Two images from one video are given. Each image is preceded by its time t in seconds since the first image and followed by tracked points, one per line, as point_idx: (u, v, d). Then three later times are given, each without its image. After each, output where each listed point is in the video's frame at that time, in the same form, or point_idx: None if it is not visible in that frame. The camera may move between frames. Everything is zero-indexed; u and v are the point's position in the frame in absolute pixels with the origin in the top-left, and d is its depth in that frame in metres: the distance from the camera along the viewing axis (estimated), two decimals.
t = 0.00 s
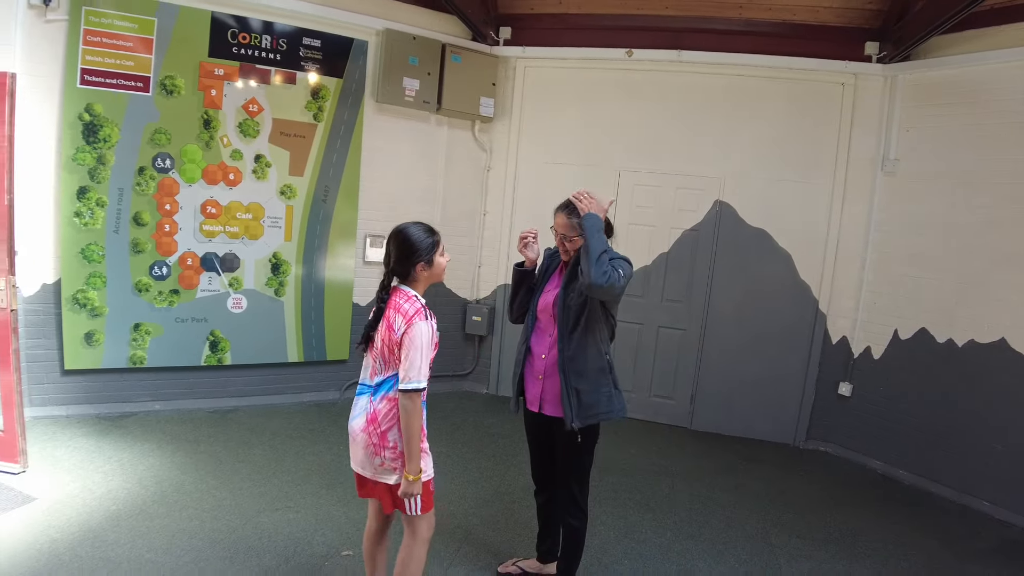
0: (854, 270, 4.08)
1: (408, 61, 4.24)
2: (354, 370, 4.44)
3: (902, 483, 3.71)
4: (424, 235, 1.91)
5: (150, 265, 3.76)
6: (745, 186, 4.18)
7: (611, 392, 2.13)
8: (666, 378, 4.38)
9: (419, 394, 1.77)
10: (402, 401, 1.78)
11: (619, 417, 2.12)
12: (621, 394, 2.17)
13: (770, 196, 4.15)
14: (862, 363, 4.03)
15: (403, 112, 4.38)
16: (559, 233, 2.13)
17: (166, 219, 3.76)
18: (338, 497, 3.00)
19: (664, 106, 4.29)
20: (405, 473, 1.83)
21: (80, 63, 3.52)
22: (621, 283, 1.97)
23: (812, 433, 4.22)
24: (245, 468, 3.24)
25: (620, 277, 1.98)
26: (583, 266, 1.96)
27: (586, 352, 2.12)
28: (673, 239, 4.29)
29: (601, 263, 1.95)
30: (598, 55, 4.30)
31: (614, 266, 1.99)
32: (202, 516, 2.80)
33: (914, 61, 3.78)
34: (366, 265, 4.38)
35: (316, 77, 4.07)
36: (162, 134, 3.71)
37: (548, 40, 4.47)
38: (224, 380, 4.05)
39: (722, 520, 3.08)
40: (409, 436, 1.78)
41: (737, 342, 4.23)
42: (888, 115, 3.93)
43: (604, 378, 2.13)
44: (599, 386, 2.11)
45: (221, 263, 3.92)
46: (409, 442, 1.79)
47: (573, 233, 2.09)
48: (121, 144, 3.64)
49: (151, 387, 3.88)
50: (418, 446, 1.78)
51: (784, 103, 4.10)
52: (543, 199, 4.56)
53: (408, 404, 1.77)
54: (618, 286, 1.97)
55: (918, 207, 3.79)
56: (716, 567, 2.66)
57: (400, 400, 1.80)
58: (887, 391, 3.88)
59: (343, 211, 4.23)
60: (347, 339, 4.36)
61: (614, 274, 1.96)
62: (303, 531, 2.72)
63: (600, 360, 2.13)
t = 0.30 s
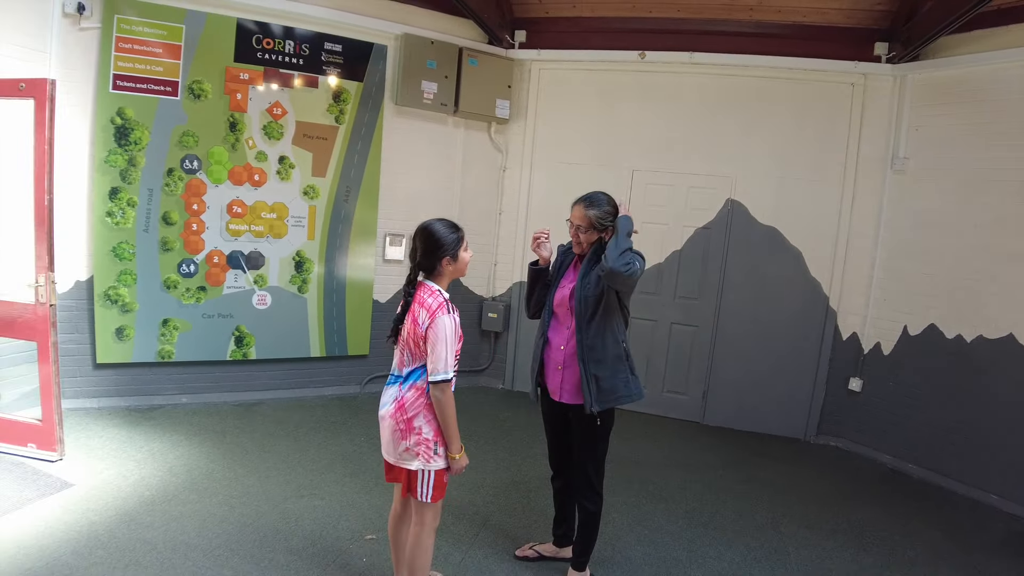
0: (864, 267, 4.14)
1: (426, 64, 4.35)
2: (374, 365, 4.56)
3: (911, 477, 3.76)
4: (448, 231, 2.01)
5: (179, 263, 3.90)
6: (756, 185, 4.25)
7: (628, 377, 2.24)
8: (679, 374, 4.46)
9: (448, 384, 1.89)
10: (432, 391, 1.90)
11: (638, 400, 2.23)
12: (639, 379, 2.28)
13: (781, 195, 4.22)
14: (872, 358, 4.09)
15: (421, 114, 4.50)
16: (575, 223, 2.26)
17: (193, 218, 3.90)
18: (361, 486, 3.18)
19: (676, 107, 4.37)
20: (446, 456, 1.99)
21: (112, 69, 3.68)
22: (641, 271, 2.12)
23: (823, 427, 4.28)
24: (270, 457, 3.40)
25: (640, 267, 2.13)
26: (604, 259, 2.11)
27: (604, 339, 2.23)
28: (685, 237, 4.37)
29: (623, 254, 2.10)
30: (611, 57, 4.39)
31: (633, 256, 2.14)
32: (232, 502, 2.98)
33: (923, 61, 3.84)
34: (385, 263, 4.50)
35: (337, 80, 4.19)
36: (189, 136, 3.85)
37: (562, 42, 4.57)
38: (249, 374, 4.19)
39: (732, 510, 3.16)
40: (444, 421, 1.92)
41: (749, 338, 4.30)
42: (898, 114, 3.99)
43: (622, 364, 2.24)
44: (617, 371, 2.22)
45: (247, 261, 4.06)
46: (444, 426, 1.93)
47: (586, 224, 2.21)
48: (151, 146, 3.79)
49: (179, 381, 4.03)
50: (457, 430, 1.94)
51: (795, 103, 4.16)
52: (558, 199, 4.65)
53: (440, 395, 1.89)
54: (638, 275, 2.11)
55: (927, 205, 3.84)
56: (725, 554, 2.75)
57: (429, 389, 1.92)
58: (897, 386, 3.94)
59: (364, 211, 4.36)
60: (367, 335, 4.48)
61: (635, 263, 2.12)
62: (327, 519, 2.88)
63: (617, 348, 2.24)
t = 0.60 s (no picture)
0: (874, 264, 4.17)
1: (440, 66, 4.43)
2: (389, 361, 4.65)
3: (920, 472, 3.80)
4: (466, 228, 2.10)
5: (199, 261, 4.01)
6: (766, 183, 4.29)
7: (635, 378, 2.35)
8: (690, 370, 4.51)
9: (471, 376, 1.97)
10: (455, 383, 1.98)
11: (644, 399, 2.34)
12: (646, 379, 2.39)
13: (790, 193, 4.26)
14: (882, 355, 4.12)
15: (435, 114, 4.57)
16: (590, 215, 2.37)
17: (214, 217, 4.00)
18: (379, 476, 3.34)
19: (686, 106, 4.42)
20: (471, 445, 2.08)
21: (135, 72, 3.79)
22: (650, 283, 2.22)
23: (832, 423, 4.32)
24: (289, 450, 3.55)
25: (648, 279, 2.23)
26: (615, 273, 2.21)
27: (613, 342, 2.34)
28: (696, 235, 4.42)
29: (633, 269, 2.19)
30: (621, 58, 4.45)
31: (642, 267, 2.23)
32: (253, 493, 3.11)
33: (931, 60, 3.87)
34: (401, 261, 4.59)
35: (352, 82, 4.27)
36: (210, 137, 3.96)
37: (573, 43, 4.64)
38: (268, 369, 4.29)
39: (741, 504, 3.21)
40: (467, 411, 2.00)
41: (759, 335, 4.34)
42: (907, 113, 4.02)
43: (629, 365, 2.35)
44: (624, 372, 2.34)
45: (266, 259, 4.16)
46: (467, 415, 2.01)
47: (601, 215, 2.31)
48: (173, 147, 3.89)
49: (200, 376, 4.13)
50: (480, 421, 2.02)
51: (804, 102, 4.20)
52: (570, 198, 4.72)
53: (463, 386, 1.97)
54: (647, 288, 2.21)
55: (935, 204, 3.87)
56: (734, 545, 2.81)
57: (453, 382, 2.00)
58: (906, 382, 3.97)
59: (379, 211, 4.44)
60: (383, 331, 4.57)
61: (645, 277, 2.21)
62: (345, 510, 3.00)
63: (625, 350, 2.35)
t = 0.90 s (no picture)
0: (890, 262, 4.18)
1: (458, 67, 4.49)
2: (408, 357, 4.73)
3: (937, 470, 3.80)
4: (486, 227, 2.14)
5: (223, 259, 4.10)
6: (782, 182, 4.31)
7: (643, 381, 2.45)
8: (706, 367, 4.54)
9: (492, 371, 2.03)
10: (478, 378, 2.04)
11: (650, 403, 2.45)
12: (654, 383, 2.49)
13: (806, 192, 4.27)
14: (898, 353, 4.13)
15: (453, 114, 4.64)
16: (608, 213, 2.50)
17: (237, 216, 4.09)
18: (400, 469, 3.44)
19: (702, 105, 4.45)
20: (495, 438, 2.15)
21: (161, 75, 3.91)
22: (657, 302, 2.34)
23: (848, 421, 4.33)
24: (312, 444, 3.66)
25: (656, 298, 2.34)
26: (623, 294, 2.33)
27: (622, 347, 2.45)
28: (712, 232, 4.45)
29: (640, 293, 2.30)
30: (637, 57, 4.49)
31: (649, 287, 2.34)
32: (278, 485, 3.21)
33: (948, 57, 3.86)
34: (419, 259, 4.66)
35: (371, 83, 4.34)
36: (233, 138, 4.05)
37: (589, 44, 4.69)
38: (291, 365, 4.39)
39: (757, 500, 3.25)
40: (489, 405, 2.06)
41: (775, 333, 4.37)
42: (923, 110, 4.01)
43: (637, 368, 2.45)
44: (632, 374, 2.44)
45: (288, 258, 4.25)
46: (491, 409, 2.07)
47: (618, 212, 2.47)
48: (197, 148, 3.99)
49: (225, 372, 4.24)
50: (503, 414, 2.08)
51: (820, 101, 4.22)
52: (586, 196, 4.76)
53: (485, 381, 2.03)
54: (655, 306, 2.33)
55: (952, 201, 3.87)
56: (749, 540, 2.85)
57: (476, 376, 2.07)
58: (922, 380, 3.97)
59: (398, 210, 4.52)
60: (402, 328, 4.65)
61: (652, 298, 2.32)
62: (366, 503, 3.09)
63: (635, 354, 2.45)
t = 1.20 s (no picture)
0: (926, 261, 4.11)
1: (488, 68, 4.55)
2: (440, 355, 4.81)
3: (974, 473, 3.73)
4: (521, 228, 2.19)
5: (261, 259, 4.21)
6: (814, 180, 4.28)
7: (672, 381, 2.47)
8: (737, 366, 4.53)
9: (528, 369, 2.08)
10: (514, 376, 2.10)
11: (680, 402, 2.47)
12: (685, 383, 2.50)
13: (839, 190, 4.23)
14: (934, 353, 4.06)
15: (483, 115, 4.69)
16: (638, 212, 2.53)
17: (274, 218, 4.20)
18: (432, 465, 3.51)
19: (732, 104, 4.43)
20: (529, 435, 2.19)
21: (199, 81, 4.03)
22: (685, 304, 2.36)
23: (882, 422, 4.27)
24: (347, 440, 3.75)
25: (683, 300, 2.36)
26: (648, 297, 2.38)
27: (652, 347, 2.49)
28: (743, 231, 4.43)
29: (663, 297, 2.33)
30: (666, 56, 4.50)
31: (675, 289, 2.36)
32: (314, 479, 3.30)
33: (985, 51, 3.79)
34: (451, 258, 4.73)
35: (402, 85, 4.41)
36: (269, 142, 4.16)
37: (618, 43, 4.71)
38: (326, 363, 4.49)
39: (788, 500, 3.24)
40: (525, 402, 2.11)
41: (807, 332, 4.33)
42: (960, 106, 3.94)
43: (667, 368, 2.47)
44: (662, 373, 2.47)
45: (324, 258, 4.35)
46: (526, 407, 2.12)
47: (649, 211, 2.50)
48: (235, 151, 4.11)
49: (263, 369, 4.36)
50: (538, 412, 2.13)
51: (852, 97, 4.17)
52: (616, 195, 4.78)
53: (521, 379, 2.08)
54: (681, 309, 2.35)
55: (989, 199, 3.80)
56: (781, 541, 2.84)
57: (512, 374, 2.12)
58: (959, 381, 3.91)
59: (430, 211, 4.59)
60: (434, 326, 4.73)
61: (677, 301, 2.34)
62: (399, 498, 3.17)
63: (665, 354, 2.48)
